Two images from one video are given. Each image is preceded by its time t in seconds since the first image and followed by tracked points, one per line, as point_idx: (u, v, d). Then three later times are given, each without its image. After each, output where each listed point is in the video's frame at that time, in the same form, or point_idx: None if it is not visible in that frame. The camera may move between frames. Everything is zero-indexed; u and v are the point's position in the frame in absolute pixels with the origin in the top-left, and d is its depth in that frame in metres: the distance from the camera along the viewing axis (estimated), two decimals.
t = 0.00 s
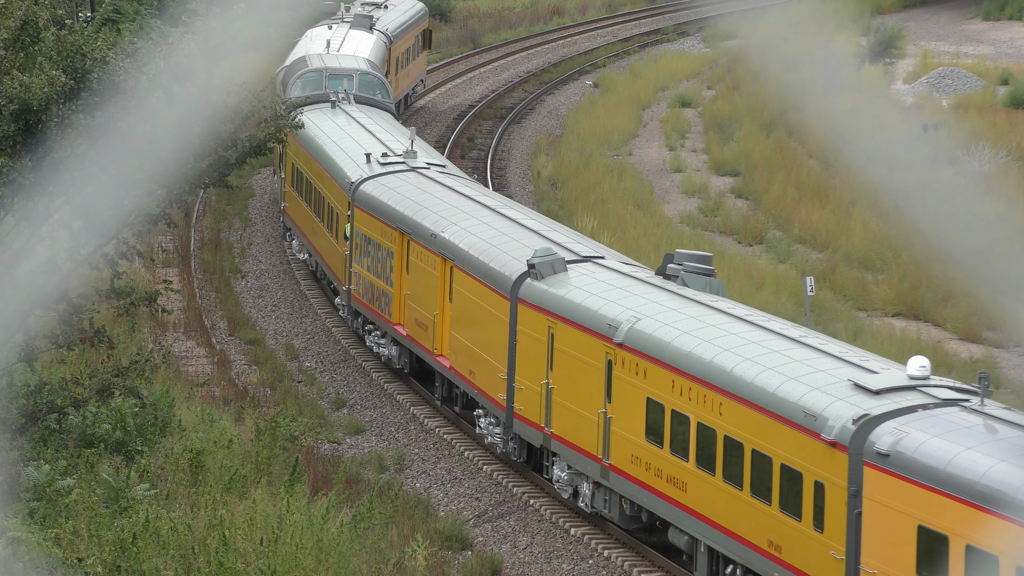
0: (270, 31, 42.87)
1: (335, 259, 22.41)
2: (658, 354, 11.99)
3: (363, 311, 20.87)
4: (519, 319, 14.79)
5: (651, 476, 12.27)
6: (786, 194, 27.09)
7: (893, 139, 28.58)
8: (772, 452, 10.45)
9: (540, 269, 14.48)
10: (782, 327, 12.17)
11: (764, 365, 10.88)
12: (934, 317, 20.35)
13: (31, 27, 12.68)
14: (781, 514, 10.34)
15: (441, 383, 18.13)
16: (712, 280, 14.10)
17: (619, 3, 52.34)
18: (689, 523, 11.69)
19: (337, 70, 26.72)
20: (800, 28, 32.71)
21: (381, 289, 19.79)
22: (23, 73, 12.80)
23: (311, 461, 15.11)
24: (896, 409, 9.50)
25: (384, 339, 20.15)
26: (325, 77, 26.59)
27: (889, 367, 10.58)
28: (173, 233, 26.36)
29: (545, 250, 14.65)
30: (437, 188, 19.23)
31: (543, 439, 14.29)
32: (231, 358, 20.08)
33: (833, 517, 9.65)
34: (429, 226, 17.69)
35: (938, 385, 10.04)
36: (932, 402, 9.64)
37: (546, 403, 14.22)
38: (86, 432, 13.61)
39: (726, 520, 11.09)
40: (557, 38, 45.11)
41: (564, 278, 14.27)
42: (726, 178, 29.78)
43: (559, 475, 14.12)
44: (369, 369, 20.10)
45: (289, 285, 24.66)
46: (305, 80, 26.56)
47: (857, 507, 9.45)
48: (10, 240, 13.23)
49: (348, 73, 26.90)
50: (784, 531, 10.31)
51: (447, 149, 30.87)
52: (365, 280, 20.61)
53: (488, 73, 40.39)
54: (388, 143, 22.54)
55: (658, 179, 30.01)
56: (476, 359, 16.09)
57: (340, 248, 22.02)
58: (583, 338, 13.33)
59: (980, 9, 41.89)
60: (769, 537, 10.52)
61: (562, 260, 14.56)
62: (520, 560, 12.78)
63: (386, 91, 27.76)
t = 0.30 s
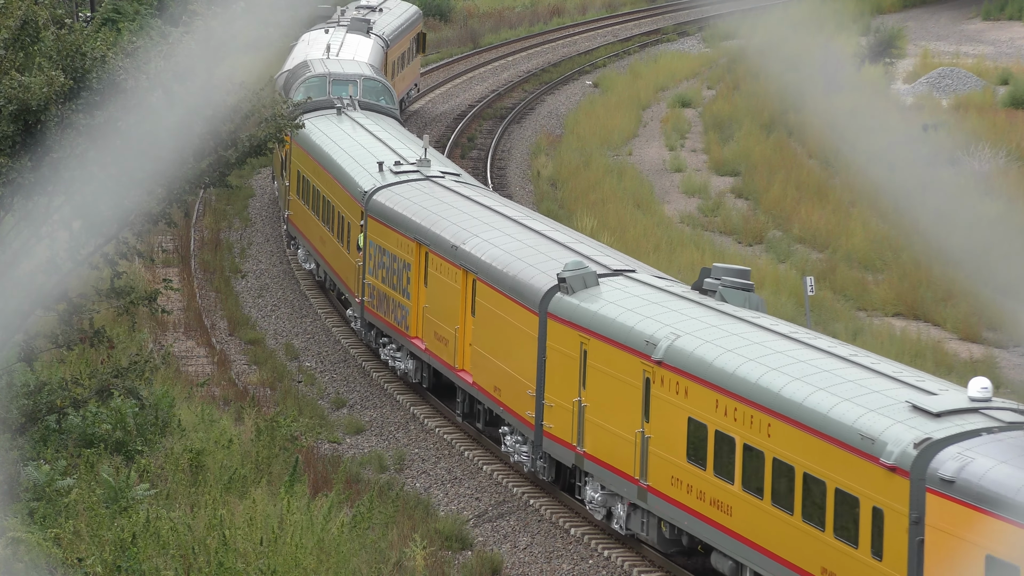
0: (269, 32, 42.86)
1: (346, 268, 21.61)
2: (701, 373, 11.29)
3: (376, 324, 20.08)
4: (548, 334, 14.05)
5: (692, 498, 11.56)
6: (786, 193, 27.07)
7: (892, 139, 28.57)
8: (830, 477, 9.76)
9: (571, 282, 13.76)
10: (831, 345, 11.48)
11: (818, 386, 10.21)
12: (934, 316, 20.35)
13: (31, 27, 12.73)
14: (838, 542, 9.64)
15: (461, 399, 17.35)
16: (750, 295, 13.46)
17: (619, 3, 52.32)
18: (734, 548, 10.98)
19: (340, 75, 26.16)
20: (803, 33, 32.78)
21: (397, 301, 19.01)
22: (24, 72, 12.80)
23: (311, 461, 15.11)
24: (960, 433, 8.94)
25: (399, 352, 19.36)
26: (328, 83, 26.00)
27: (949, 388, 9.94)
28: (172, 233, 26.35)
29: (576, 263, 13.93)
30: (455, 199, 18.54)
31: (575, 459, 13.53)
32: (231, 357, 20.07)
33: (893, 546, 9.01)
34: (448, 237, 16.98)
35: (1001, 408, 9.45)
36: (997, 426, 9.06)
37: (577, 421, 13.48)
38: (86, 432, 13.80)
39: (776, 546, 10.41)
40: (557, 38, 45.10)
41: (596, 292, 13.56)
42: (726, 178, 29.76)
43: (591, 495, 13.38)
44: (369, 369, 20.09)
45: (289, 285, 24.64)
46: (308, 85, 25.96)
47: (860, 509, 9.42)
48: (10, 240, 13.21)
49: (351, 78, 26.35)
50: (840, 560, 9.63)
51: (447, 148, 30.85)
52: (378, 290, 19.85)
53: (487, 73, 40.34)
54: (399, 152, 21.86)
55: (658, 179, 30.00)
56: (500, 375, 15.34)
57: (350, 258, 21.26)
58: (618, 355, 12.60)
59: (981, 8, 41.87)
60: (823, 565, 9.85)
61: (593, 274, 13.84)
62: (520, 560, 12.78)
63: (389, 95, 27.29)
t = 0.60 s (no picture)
0: (270, 32, 42.91)
1: (361, 280, 20.91)
2: (746, 393, 10.64)
3: (393, 338, 19.38)
4: (580, 350, 13.39)
5: (738, 524, 10.85)
6: (786, 193, 27.08)
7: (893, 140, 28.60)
8: (887, 502, 9.11)
9: (605, 297, 13.09)
10: (885, 364, 10.82)
11: (873, 406, 9.57)
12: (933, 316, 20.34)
13: (30, 25, 12.72)
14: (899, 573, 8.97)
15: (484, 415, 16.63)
16: (793, 311, 12.90)
17: (619, 3, 52.34)
18: None
19: (343, 81, 25.71)
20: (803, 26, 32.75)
21: (416, 314, 18.33)
22: (23, 72, 12.80)
23: (311, 461, 15.12)
24: None
25: (419, 367, 18.66)
26: (332, 89, 25.57)
27: (1014, 410, 9.28)
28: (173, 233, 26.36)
29: (609, 277, 13.28)
30: (475, 210, 17.91)
31: (611, 480, 12.83)
32: (231, 357, 20.08)
33: None
34: (471, 249, 16.35)
35: None
36: None
37: (612, 441, 12.79)
38: (86, 432, 13.74)
39: None
40: (557, 38, 45.11)
41: (631, 307, 12.91)
42: (726, 178, 29.78)
43: (627, 517, 12.67)
44: (369, 369, 20.09)
45: (289, 286, 24.65)
46: (310, 91, 25.57)
47: (860, 509, 9.40)
48: (11, 239, 13.22)
49: (356, 84, 25.88)
50: None
51: (447, 148, 30.86)
52: (395, 302, 19.19)
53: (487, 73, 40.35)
54: (413, 161, 21.26)
55: (658, 179, 30.01)
56: (530, 392, 14.67)
57: (365, 271, 20.61)
58: (656, 373, 11.94)
59: (980, 8, 41.88)
60: None
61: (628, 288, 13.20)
62: (520, 560, 12.78)
63: (396, 102, 26.67)
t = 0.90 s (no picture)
0: (270, 31, 42.90)
1: (375, 292, 20.14)
2: (798, 415, 10.00)
3: (411, 351, 18.62)
4: (615, 368, 12.70)
5: (791, 552, 10.20)
6: (786, 194, 27.09)
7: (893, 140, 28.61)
8: (949, 530, 8.52)
9: (641, 313, 12.44)
10: (939, 384, 10.16)
11: (933, 429, 8.98)
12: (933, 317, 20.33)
13: (29, 24, 12.72)
14: None
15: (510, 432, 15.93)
16: (840, 328, 12.05)
17: (619, 3, 52.36)
18: None
19: (350, 88, 25.22)
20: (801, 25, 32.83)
21: (435, 328, 17.60)
22: (23, 72, 12.78)
23: (311, 461, 15.11)
24: None
25: (439, 382, 17.91)
26: (339, 95, 25.06)
27: None
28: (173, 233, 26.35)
29: (646, 293, 12.63)
30: (496, 221, 17.24)
31: (649, 502, 12.13)
32: (231, 358, 20.08)
33: None
34: (495, 262, 15.68)
35: None
36: None
37: (649, 462, 12.12)
38: (86, 432, 13.64)
39: None
40: (557, 38, 45.11)
41: (669, 324, 12.24)
42: (726, 178, 29.78)
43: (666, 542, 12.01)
44: (369, 369, 20.10)
45: (289, 286, 24.64)
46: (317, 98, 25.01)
47: (865, 510, 9.35)
48: (11, 240, 13.22)
49: (362, 90, 25.42)
50: None
51: (447, 148, 30.86)
52: (412, 314, 18.52)
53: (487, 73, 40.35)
54: (427, 170, 20.62)
55: (658, 179, 30.01)
56: (560, 411, 13.96)
57: (378, 283, 19.91)
58: (699, 393, 11.29)
59: (980, 9, 41.88)
60: None
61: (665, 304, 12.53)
62: (520, 560, 12.77)
63: (400, 107, 26.31)
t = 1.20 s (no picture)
0: (269, 32, 42.90)
1: (390, 303, 19.42)
2: (858, 440, 9.47)
3: (429, 366, 17.93)
4: (654, 388, 12.07)
5: None
6: (786, 194, 27.09)
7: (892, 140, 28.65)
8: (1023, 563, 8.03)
9: (682, 331, 11.81)
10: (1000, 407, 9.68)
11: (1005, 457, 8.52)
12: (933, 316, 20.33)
13: (28, 24, 12.71)
14: None
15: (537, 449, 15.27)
16: (891, 347, 11.30)
17: (619, 3, 52.38)
18: None
19: (357, 93, 24.53)
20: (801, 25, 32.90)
21: (456, 342, 16.91)
22: (23, 70, 12.75)
23: (311, 462, 15.11)
24: None
25: (459, 398, 17.24)
26: (344, 101, 24.36)
27: None
28: (172, 233, 26.35)
29: (685, 309, 12.02)
30: (520, 233, 16.56)
31: (690, 525, 11.49)
32: (231, 358, 20.08)
33: None
34: (521, 275, 14.97)
35: None
36: None
37: (689, 484, 11.53)
38: (86, 432, 13.67)
39: None
40: (557, 38, 45.12)
41: (711, 342, 11.65)
42: (726, 178, 29.78)
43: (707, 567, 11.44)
44: (369, 369, 20.09)
45: (289, 285, 24.65)
46: (321, 104, 24.33)
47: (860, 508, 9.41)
48: (11, 240, 13.20)
49: (369, 96, 24.72)
50: None
51: (447, 148, 30.86)
52: (430, 327, 17.84)
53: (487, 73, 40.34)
54: (441, 178, 19.91)
55: (658, 179, 30.01)
56: (594, 431, 13.26)
57: (393, 296, 19.21)
58: (748, 415, 10.72)
59: (981, 8, 41.88)
60: None
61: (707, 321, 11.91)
62: (520, 560, 12.77)
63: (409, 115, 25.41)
